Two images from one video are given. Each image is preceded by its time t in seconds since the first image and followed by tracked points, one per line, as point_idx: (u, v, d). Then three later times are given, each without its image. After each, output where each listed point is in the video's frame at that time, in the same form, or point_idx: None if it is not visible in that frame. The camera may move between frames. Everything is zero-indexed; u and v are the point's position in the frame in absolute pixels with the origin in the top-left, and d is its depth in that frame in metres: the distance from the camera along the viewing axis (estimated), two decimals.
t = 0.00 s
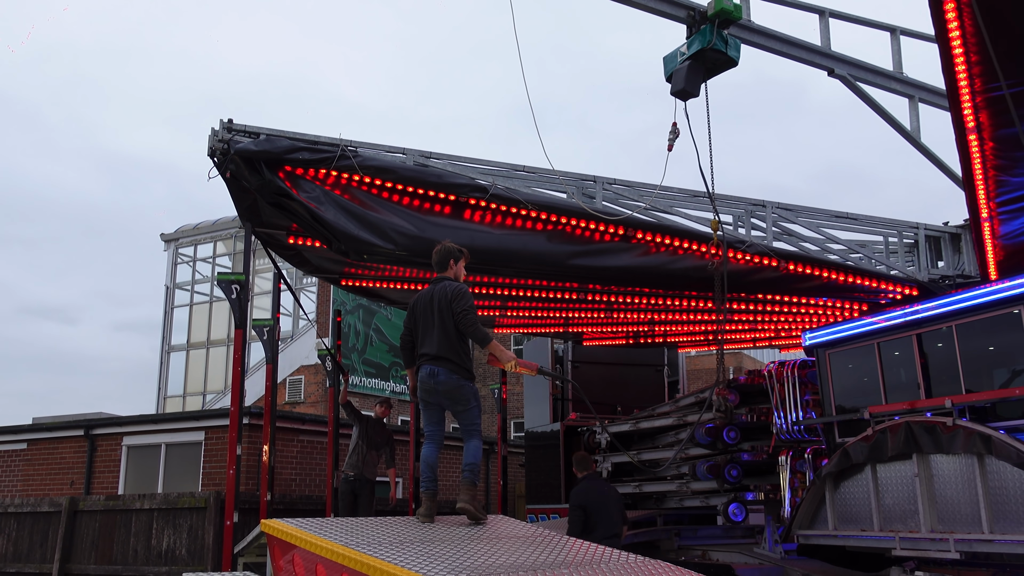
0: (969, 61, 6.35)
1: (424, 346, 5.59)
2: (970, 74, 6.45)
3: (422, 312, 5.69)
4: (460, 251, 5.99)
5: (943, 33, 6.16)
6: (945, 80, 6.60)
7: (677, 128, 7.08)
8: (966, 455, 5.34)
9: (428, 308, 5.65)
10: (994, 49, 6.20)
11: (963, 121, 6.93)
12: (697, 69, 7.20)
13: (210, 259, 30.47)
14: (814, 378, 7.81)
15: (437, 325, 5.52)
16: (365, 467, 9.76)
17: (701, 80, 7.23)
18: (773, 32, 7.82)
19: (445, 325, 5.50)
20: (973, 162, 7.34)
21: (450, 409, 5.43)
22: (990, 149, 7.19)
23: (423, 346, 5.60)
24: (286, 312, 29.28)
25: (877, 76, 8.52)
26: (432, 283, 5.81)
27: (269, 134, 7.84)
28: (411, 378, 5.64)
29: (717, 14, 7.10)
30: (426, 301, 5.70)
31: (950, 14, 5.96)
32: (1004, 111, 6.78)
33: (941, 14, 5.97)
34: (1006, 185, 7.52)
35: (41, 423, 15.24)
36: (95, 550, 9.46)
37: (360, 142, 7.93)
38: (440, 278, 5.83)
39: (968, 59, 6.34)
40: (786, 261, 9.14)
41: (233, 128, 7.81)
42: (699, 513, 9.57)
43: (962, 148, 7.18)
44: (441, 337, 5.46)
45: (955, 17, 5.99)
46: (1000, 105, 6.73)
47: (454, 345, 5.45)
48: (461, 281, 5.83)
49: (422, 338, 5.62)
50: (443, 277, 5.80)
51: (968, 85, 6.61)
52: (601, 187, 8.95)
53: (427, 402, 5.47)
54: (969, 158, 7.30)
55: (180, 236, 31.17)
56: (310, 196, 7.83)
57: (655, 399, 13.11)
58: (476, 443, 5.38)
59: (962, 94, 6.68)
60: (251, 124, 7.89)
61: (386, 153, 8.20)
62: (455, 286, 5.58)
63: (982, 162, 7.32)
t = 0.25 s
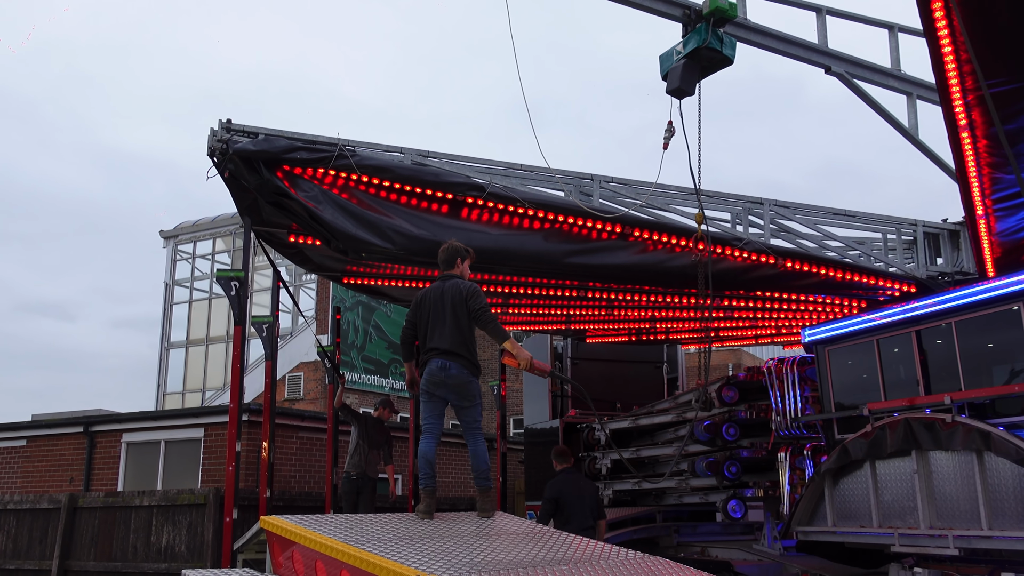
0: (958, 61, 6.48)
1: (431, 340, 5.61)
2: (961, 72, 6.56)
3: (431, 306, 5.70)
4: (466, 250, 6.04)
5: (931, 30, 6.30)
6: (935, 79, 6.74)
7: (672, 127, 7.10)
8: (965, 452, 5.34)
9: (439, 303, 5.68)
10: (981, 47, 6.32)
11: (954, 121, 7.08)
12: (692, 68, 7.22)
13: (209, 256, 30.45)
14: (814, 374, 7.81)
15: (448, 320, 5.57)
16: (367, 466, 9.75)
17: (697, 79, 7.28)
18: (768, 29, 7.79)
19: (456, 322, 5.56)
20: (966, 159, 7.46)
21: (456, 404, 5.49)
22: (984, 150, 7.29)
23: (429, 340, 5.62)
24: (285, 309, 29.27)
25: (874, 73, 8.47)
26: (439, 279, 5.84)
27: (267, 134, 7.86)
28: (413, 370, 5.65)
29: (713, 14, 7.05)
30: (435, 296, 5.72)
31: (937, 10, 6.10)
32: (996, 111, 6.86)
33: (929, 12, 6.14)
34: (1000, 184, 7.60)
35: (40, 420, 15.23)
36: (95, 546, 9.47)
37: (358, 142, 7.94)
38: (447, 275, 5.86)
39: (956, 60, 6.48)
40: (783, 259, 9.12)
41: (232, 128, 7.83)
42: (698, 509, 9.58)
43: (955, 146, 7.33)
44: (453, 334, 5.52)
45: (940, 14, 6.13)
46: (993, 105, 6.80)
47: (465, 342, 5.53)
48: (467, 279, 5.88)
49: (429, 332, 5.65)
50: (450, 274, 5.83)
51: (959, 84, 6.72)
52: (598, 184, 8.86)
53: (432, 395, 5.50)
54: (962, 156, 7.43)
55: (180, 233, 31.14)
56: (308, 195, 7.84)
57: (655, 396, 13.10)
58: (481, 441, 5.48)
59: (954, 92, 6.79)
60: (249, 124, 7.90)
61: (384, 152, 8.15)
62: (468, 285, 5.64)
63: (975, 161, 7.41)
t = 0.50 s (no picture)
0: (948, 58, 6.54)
1: (445, 335, 5.60)
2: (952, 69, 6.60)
3: (448, 301, 5.67)
4: (482, 250, 6.05)
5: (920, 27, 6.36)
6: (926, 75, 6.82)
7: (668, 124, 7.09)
8: (964, 448, 5.34)
9: (457, 299, 5.65)
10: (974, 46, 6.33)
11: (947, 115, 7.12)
12: (687, 66, 7.23)
13: (208, 252, 30.43)
14: (812, 370, 7.86)
15: (466, 319, 5.59)
16: (369, 462, 9.81)
17: (693, 77, 7.27)
18: (764, 26, 7.78)
19: (474, 322, 5.60)
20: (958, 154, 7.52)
21: (465, 400, 5.54)
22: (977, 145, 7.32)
23: (442, 334, 5.62)
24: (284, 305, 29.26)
25: (871, 70, 8.46)
26: (454, 275, 5.82)
27: (265, 133, 7.83)
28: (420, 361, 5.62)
29: (708, 11, 7.04)
30: (453, 291, 5.69)
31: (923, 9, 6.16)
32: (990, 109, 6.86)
33: (917, 11, 6.20)
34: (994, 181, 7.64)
35: (39, 416, 15.21)
36: (94, 541, 9.47)
37: (355, 141, 7.91)
38: (462, 272, 5.85)
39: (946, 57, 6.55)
40: (781, 255, 9.09)
41: (230, 127, 7.80)
42: (697, 505, 9.59)
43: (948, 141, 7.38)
44: (470, 331, 5.56)
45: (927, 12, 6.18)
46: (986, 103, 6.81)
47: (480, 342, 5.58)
48: (482, 279, 5.89)
49: (442, 326, 5.64)
50: (466, 272, 5.84)
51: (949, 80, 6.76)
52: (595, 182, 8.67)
53: (441, 389, 5.52)
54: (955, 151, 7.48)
55: (178, 229, 31.10)
56: (306, 193, 7.83)
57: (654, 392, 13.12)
58: (485, 437, 5.52)
59: (943, 88, 6.86)
60: (247, 124, 7.87)
61: (381, 151, 8.07)
62: (489, 286, 5.70)
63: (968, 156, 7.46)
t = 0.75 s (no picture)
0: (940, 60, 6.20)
1: (454, 328, 5.64)
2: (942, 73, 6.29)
3: (460, 296, 5.71)
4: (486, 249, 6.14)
5: (908, 31, 6.03)
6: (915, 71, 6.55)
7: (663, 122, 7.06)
8: (962, 442, 5.35)
9: (471, 295, 5.72)
10: (967, 55, 5.98)
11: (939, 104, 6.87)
12: (683, 63, 7.12)
13: (206, 247, 30.41)
14: (810, 366, 7.88)
15: (478, 314, 5.68)
16: (373, 458, 9.83)
17: (687, 74, 7.16)
18: (760, 23, 7.77)
19: (485, 318, 5.70)
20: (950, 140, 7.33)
21: (466, 395, 5.60)
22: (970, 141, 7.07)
23: (451, 326, 5.65)
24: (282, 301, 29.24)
25: (869, 66, 8.45)
26: (462, 272, 5.87)
27: (262, 132, 7.83)
28: (425, 351, 5.60)
29: (702, 8, 7.00)
30: (465, 287, 5.74)
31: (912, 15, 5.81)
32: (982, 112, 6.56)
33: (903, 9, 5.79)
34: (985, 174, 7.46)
35: (38, 411, 15.20)
36: (93, 537, 9.48)
37: (352, 139, 7.95)
38: (469, 270, 5.92)
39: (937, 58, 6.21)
40: (778, 251, 9.15)
41: (228, 126, 7.81)
42: (696, 501, 9.61)
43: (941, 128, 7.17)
44: (480, 327, 5.65)
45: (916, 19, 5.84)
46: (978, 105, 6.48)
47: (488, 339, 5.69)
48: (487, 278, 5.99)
49: (450, 319, 5.66)
50: (473, 270, 5.91)
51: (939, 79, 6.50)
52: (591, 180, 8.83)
53: (444, 383, 5.54)
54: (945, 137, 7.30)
55: (177, 224, 31.07)
56: (303, 192, 7.81)
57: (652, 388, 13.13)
58: (487, 433, 5.54)
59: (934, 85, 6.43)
60: (245, 123, 7.89)
61: (378, 149, 8.17)
62: (498, 288, 5.85)
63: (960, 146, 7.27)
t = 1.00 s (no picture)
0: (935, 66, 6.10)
1: (450, 324, 5.64)
2: (934, 75, 6.23)
3: (456, 292, 5.71)
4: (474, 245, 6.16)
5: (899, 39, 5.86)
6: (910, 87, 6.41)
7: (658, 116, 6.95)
8: (960, 437, 5.35)
9: (467, 292, 5.73)
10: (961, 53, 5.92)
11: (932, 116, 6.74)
12: (677, 60, 7.13)
13: (205, 243, 30.38)
14: (809, 360, 7.89)
15: (473, 311, 5.69)
16: (379, 455, 9.85)
17: (681, 72, 7.19)
18: (755, 19, 7.75)
19: (480, 313, 5.73)
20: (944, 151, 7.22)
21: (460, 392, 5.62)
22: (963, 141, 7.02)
23: (447, 322, 5.65)
24: (281, 296, 29.22)
25: (865, 61, 8.42)
26: (455, 270, 5.88)
27: (260, 131, 7.84)
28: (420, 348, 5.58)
29: (697, 5, 6.96)
30: (459, 284, 5.75)
31: (907, 25, 5.70)
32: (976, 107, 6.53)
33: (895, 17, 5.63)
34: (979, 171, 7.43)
35: (36, 407, 15.20)
36: (91, 532, 9.48)
37: (349, 137, 7.96)
38: (461, 267, 5.94)
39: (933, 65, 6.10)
40: (774, 247, 9.10)
41: (226, 125, 7.81)
42: (694, 496, 9.63)
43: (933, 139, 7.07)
44: (475, 322, 5.67)
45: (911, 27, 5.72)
46: (970, 100, 6.45)
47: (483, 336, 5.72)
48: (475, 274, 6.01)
49: (446, 316, 5.66)
50: (463, 266, 5.93)
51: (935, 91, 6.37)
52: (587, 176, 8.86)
53: (439, 379, 5.54)
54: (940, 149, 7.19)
55: (175, 220, 31.03)
56: (301, 189, 7.82)
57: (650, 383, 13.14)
58: (482, 428, 5.58)
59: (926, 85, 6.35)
60: (243, 122, 7.90)
61: (375, 147, 8.20)
62: (491, 285, 5.90)
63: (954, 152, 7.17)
